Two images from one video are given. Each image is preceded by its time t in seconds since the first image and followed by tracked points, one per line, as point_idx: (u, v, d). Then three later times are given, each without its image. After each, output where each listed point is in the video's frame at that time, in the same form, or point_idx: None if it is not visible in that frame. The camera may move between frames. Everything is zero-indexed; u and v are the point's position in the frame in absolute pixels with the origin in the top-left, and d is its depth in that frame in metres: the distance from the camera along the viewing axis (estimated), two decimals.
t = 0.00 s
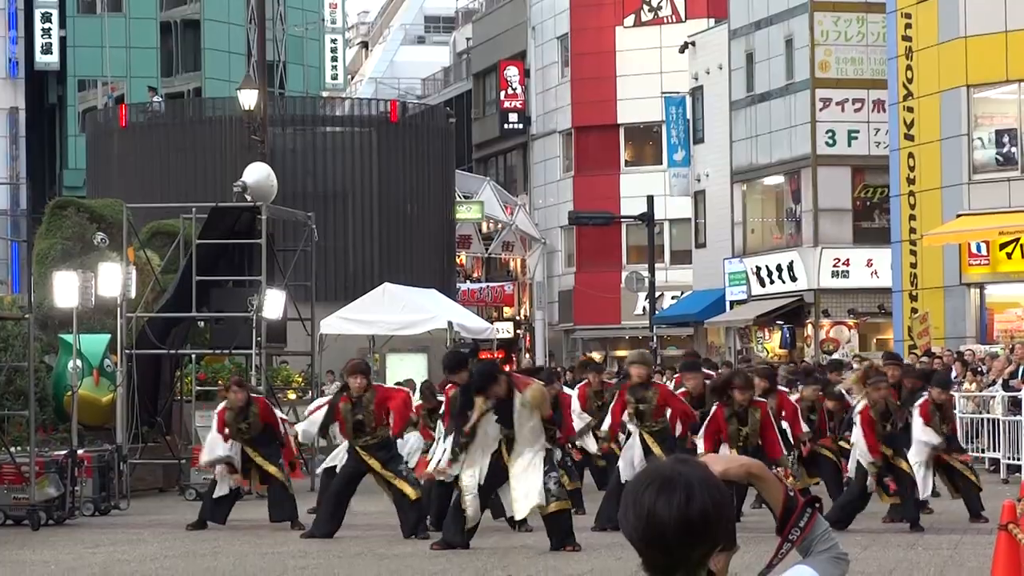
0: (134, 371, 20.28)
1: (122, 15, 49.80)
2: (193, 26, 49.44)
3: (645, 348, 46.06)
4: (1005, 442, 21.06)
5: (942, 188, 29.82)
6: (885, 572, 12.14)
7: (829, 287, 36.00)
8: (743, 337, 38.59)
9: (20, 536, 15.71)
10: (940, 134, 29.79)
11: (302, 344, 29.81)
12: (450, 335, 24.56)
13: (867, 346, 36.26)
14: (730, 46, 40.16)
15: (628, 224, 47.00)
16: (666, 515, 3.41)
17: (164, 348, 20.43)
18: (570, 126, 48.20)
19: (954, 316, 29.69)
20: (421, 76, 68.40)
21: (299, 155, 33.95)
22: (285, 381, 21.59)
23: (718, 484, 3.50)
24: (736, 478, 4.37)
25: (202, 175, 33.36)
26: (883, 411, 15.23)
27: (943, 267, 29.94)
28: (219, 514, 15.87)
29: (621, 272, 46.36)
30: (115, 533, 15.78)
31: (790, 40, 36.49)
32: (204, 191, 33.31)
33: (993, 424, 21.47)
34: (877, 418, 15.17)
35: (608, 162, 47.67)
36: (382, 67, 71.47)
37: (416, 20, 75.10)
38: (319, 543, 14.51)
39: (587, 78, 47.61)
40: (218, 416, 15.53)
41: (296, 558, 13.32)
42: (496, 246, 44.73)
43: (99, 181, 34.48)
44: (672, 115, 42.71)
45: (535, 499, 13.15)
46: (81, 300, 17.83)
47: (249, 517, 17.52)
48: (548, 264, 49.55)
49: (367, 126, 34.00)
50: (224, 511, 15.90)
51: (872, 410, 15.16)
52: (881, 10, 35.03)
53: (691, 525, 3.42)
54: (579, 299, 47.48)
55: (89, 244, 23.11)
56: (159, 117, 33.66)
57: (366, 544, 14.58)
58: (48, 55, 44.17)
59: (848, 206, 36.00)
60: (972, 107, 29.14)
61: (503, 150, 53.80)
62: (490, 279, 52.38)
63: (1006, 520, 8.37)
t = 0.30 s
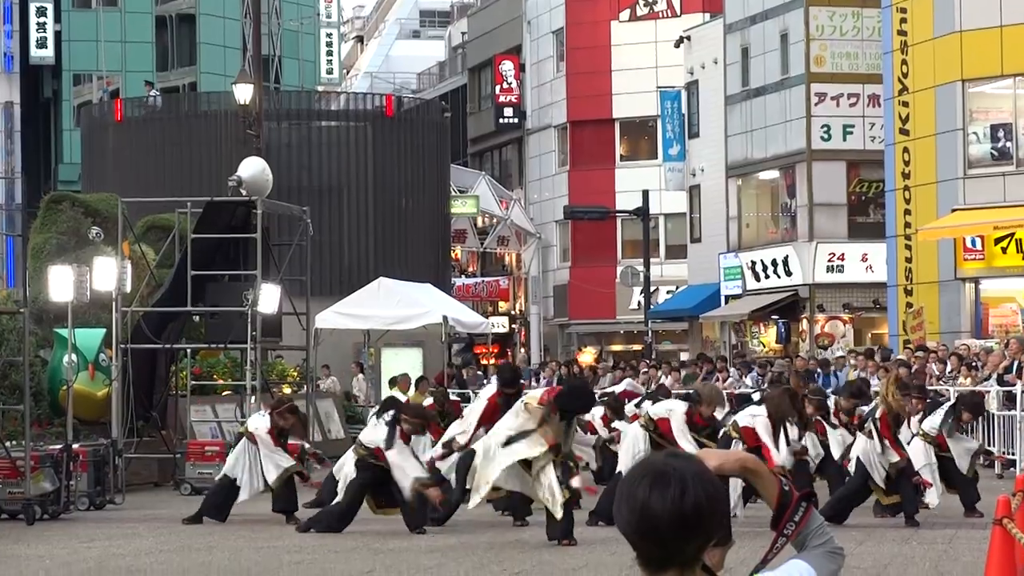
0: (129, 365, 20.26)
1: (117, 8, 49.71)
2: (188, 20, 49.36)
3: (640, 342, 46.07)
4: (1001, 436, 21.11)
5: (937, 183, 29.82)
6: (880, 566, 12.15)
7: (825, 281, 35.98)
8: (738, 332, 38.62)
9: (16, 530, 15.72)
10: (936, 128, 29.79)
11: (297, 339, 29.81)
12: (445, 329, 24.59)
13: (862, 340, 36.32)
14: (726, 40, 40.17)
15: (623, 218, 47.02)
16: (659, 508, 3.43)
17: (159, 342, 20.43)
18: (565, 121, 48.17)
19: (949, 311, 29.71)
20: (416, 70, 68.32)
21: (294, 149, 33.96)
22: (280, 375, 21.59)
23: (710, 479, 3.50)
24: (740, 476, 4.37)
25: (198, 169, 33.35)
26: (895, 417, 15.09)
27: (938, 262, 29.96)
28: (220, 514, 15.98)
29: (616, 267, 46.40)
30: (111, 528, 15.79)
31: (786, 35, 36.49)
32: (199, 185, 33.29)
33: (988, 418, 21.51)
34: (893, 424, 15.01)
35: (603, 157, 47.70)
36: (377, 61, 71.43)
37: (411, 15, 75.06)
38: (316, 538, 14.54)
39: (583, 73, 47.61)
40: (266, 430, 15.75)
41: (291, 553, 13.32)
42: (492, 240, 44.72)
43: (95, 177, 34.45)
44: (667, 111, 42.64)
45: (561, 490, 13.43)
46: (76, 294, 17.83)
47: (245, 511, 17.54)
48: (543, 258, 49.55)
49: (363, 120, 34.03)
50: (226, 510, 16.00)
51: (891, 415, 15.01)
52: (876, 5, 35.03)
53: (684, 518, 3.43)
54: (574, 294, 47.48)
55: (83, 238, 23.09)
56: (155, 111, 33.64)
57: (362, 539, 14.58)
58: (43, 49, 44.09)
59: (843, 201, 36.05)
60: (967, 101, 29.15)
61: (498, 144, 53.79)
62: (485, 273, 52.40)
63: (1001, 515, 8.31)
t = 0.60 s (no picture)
0: (123, 359, 20.27)
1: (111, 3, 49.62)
2: (183, 16, 49.31)
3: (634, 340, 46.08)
4: (996, 435, 21.10)
5: (932, 182, 29.83)
6: (873, 565, 12.15)
7: (818, 280, 36.07)
8: (731, 329, 38.62)
9: (9, 524, 15.71)
10: (931, 127, 29.80)
11: (290, 334, 29.78)
12: (439, 325, 24.58)
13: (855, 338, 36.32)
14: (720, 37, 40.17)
15: (618, 215, 47.01)
16: (654, 505, 3.43)
17: (153, 336, 20.42)
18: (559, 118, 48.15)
19: (943, 310, 29.74)
20: (411, 66, 68.27)
21: (289, 144, 33.94)
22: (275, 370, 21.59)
23: (705, 475, 3.51)
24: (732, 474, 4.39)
25: (192, 164, 33.32)
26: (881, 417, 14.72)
27: (932, 261, 29.98)
28: (209, 504, 16.01)
29: (610, 264, 46.40)
30: (105, 522, 15.78)
31: (780, 32, 36.49)
32: (193, 180, 33.25)
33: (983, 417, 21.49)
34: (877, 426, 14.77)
35: (597, 154, 47.71)
36: (372, 58, 71.37)
37: (406, 12, 75.04)
38: (309, 534, 14.53)
39: (578, 70, 47.60)
40: (251, 417, 15.55)
41: (284, 548, 13.32)
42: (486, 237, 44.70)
43: (89, 172, 34.41)
44: (662, 107, 42.70)
45: (542, 488, 13.43)
46: (71, 288, 17.82)
47: (237, 506, 17.53)
48: (537, 255, 49.54)
49: (358, 116, 34.03)
50: (215, 500, 16.01)
51: (872, 415, 14.72)
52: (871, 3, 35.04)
53: (679, 515, 3.44)
54: (567, 291, 47.48)
55: (78, 232, 23.08)
56: (149, 106, 33.62)
57: (355, 534, 14.57)
58: (38, 44, 44.03)
59: (837, 199, 36.07)
60: (962, 100, 29.17)
61: (493, 141, 53.77)
62: (479, 269, 52.36)
63: (994, 513, 8.37)
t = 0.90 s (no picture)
0: (120, 355, 20.33)
1: None
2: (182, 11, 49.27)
3: (630, 338, 46.08)
4: (991, 436, 21.11)
5: (929, 182, 29.84)
6: (869, 565, 12.17)
7: (815, 280, 36.11)
8: (728, 328, 38.64)
9: (4, 518, 15.72)
10: (929, 127, 29.80)
11: (287, 331, 29.78)
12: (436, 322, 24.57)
13: (852, 339, 36.34)
14: (719, 36, 40.14)
15: (615, 214, 47.02)
16: (654, 504, 3.43)
17: (150, 332, 20.46)
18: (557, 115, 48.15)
19: (940, 310, 29.75)
20: (410, 63, 68.26)
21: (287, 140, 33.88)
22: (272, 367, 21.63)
23: (705, 475, 3.52)
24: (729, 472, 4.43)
25: (190, 160, 33.28)
26: (841, 413, 14.77)
27: (930, 261, 29.99)
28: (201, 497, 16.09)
29: (607, 262, 46.42)
30: (101, 517, 15.79)
31: (779, 32, 36.51)
32: (191, 175, 33.20)
33: (979, 418, 21.49)
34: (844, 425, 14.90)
35: (596, 152, 47.72)
36: (370, 54, 71.31)
37: (405, 8, 75.02)
38: (305, 530, 14.54)
39: (577, 68, 47.60)
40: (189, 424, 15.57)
41: (280, 544, 13.32)
42: (483, 234, 44.69)
43: (88, 167, 34.36)
44: (660, 106, 42.53)
45: (517, 498, 13.21)
46: (68, 283, 17.83)
47: (233, 502, 17.54)
48: (534, 252, 49.55)
49: (356, 113, 34.00)
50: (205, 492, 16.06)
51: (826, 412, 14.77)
52: (870, 3, 35.05)
53: (679, 515, 3.45)
54: (565, 288, 47.48)
55: (76, 226, 23.10)
56: (148, 101, 33.57)
57: (351, 531, 14.57)
58: (37, 38, 43.98)
59: (835, 199, 36.08)
60: (961, 101, 29.19)
61: (491, 138, 53.77)
62: (476, 267, 52.34)
63: (990, 515, 8.37)
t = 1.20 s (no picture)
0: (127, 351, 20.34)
1: None
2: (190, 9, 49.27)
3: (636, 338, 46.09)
4: (996, 437, 21.10)
5: (937, 182, 29.84)
6: (875, 566, 12.17)
7: (822, 280, 36.09)
8: (734, 328, 38.64)
9: (11, 515, 15.73)
10: (936, 127, 29.80)
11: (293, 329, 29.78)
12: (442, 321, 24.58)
13: (858, 339, 36.51)
14: (726, 36, 40.11)
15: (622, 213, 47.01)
16: (661, 504, 3.44)
17: (157, 330, 20.47)
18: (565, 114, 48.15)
19: (947, 310, 29.74)
20: (416, 62, 68.30)
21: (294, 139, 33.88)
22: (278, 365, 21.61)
23: (712, 473, 3.52)
24: (738, 472, 4.35)
25: (197, 158, 33.31)
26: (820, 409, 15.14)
27: (937, 262, 29.98)
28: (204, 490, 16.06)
29: (613, 262, 46.43)
30: (107, 514, 15.81)
31: (786, 32, 36.51)
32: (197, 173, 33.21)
33: (984, 419, 21.49)
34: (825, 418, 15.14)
35: (603, 151, 47.72)
36: (377, 53, 71.31)
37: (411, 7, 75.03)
38: (310, 529, 14.55)
39: (584, 67, 47.59)
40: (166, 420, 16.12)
41: (285, 542, 13.32)
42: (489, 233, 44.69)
43: (95, 164, 34.41)
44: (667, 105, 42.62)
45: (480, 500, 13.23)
46: (75, 279, 17.85)
47: (239, 500, 17.56)
48: (540, 252, 49.55)
49: (363, 111, 34.02)
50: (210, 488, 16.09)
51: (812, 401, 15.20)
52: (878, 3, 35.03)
53: (686, 514, 3.45)
54: (571, 288, 47.49)
55: (83, 224, 23.10)
56: (155, 99, 33.58)
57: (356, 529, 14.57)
58: (45, 35, 43.98)
59: (842, 199, 36.06)
60: (968, 101, 29.18)
61: (497, 137, 53.78)
62: (482, 265, 52.36)
63: (999, 515, 8.36)
